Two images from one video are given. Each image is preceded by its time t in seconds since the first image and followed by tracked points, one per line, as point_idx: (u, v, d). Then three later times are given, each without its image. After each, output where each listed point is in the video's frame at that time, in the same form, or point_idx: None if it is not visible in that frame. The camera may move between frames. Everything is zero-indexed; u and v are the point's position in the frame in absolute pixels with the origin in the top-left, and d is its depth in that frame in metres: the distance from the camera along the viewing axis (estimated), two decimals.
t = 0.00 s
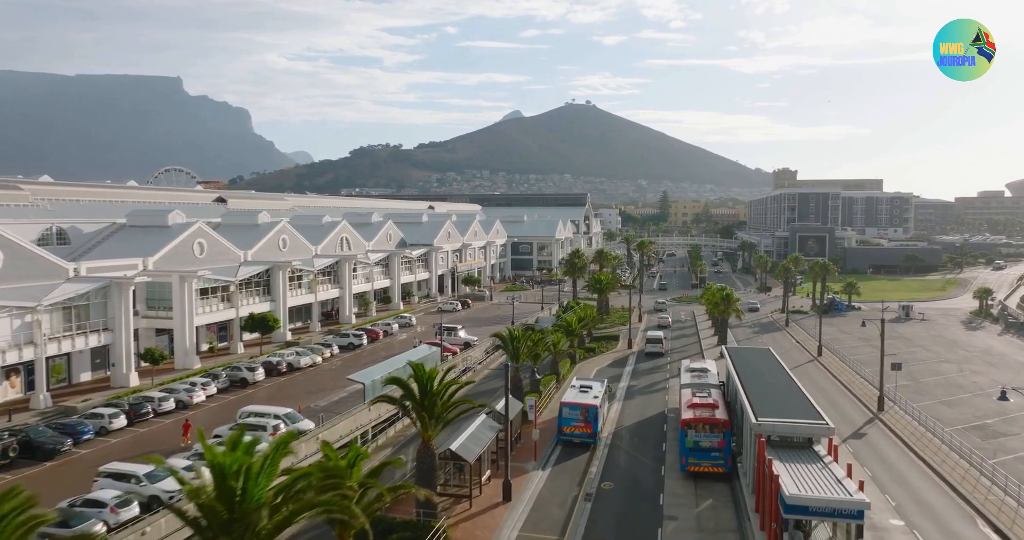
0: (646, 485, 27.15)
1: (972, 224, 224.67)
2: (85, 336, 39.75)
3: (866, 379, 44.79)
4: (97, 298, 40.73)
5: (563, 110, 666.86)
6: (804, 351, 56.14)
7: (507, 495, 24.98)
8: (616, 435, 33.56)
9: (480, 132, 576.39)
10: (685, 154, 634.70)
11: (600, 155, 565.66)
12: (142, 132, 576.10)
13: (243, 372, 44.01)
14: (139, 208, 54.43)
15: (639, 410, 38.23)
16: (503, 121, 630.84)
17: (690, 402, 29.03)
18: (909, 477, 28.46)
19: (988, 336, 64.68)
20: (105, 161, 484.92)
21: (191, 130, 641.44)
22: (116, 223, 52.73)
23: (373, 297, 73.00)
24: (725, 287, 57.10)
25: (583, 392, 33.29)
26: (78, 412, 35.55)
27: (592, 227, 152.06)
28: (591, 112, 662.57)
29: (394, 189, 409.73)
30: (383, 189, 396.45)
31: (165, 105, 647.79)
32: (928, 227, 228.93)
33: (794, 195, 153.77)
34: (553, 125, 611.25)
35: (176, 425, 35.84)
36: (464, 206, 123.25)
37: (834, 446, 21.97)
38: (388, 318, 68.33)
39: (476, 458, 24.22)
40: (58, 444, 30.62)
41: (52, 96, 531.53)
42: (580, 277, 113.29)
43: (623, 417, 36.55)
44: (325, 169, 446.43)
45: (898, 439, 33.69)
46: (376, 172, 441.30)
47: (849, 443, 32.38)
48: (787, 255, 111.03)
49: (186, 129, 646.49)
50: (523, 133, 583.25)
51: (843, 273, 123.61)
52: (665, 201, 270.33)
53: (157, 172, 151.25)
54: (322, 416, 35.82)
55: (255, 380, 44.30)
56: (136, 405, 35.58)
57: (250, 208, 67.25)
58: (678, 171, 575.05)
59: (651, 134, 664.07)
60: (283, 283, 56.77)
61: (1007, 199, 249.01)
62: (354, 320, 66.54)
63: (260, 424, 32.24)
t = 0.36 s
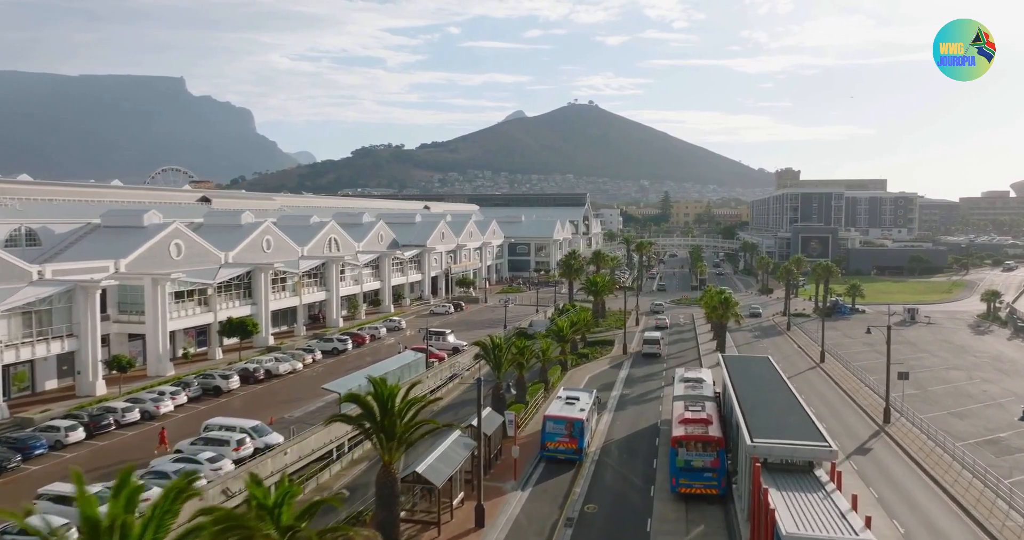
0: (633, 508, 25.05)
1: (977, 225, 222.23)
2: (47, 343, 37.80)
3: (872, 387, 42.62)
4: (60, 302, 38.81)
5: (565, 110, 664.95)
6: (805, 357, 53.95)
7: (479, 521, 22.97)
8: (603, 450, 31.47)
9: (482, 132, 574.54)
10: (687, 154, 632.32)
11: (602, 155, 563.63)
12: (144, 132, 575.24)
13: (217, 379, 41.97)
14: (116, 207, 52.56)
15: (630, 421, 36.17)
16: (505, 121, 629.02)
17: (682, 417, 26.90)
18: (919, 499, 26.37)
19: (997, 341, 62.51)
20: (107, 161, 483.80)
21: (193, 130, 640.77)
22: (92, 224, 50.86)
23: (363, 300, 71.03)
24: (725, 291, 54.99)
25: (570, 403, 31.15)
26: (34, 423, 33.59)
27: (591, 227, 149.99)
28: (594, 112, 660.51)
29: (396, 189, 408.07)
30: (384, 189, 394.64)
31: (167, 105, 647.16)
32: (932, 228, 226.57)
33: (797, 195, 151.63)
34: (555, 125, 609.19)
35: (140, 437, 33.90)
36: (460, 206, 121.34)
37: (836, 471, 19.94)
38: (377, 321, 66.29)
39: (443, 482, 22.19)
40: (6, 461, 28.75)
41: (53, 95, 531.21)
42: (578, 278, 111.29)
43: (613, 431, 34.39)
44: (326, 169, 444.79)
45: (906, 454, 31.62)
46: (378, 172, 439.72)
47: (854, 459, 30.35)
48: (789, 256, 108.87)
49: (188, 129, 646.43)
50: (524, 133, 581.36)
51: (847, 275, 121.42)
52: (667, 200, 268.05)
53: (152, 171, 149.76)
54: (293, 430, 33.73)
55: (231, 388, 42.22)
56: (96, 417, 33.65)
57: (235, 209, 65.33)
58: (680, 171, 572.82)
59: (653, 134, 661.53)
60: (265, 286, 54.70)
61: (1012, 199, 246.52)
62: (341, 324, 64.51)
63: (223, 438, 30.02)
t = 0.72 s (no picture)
0: (618, 533, 23.10)
1: (981, 225, 220.16)
2: (8, 350, 35.82)
3: (875, 396, 40.69)
4: (24, 307, 36.86)
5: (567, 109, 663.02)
6: (806, 362, 52.02)
7: None
8: (590, 466, 29.58)
9: (483, 132, 572.65)
10: (689, 154, 630.09)
11: (604, 154, 561.60)
12: (145, 131, 574.02)
13: (190, 387, 40.11)
14: (92, 207, 50.80)
15: (620, 433, 34.22)
16: (507, 121, 627.07)
17: (672, 433, 24.99)
18: (927, 522, 24.46)
19: (1005, 345, 60.54)
20: (108, 161, 482.52)
21: (194, 129, 639.74)
22: (66, 225, 49.17)
23: (352, 303, 69.22)
24: (723, 294, 53.06)
25: (555, 415, 29.21)
26: None
27: (590, 228, 148.04)
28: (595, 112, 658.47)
29: (398, 189, 406.42)
30: (385, 188, 392.81)
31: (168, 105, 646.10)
32: (935, 229, 224.49)
33: (799, 194, 149.60)
34: (556, 125, 607.39)
35: (101, 450, 32.14)
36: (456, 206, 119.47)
37: (838, 501, 18.13)
38: (365, 324, 64.43)
39: (409, 508, 20.32)
40: None
41: (54, 95, 530.10)
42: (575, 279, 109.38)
43: (600, 444, 32.50)
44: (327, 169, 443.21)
45: (912, 470, 29.70)
46: (380, 172, 438.18)
47: (857, 477, 28.43)
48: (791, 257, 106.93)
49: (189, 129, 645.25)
50: (526, 133, 579.46)
51: (849, 276, 119.46)
52: (667, 200, 266.00)
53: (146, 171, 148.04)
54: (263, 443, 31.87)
55: (204, 397, 40.33)
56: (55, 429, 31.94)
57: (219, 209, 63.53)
58: (682, 171, 570.65)
59: (654, 134, 659.37)
60: (247, 288, 52.84)
61: (1016, 199, 244.22)
62: (328, 328, 62.69)
63: (184, 453, 28.08)
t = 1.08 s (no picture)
0: None
1: (985, 225, 217.88)
2: None
3: (880, 406, 38.51)
4: None
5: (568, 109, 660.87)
6: (807, 369, 49.81)
7: None
8: (575, 485, 27.46)
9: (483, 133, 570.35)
10: (690, 154, 627.59)
11: (605, 154, 559.32)
12: (146, 131, 572.47)
13: (156, 397, 38.00)
14: (63, 207, 48.76)
15: (608, 448, 32.04)
16: (508, 121, 624.79)
17: (659, 454, 22.88)
18: None
19: (1014, 351, 58.29)
20: (108, 161, 480.92)
21: (195, 129, 638.43)
22: (35, 225, 47.16)
23: (339, 306, 67.14)
24: (721, 298, 50.85)
25: (537, 431, 26.98)
26: None
27: (589, 228, 145.83)
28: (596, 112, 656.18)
29: (400, 189, 404.50)
30: (387, 189, 390.51)
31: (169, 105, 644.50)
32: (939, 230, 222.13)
33: (801, 194, 147.33)
34: (557, 125, 605.15)
35: (53, 467, 30.07)
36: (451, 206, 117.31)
37: None
38: (351, 328, 62.28)
39: None
40: None
41: (55, 95, 528.61)
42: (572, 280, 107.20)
43: (586, 460, 30.35)
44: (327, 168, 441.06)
45: (921, 490, 27.55)
46: (381, 172, 436.41)
47: (861, 499, 26.30)
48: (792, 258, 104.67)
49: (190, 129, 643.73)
50: (527, 133, 577.20)
51: (852, 278, 117.20)
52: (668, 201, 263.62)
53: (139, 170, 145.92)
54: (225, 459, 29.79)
55: (171, 407, 38.22)
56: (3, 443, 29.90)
57: (201, 208, 61.51)
58: (683, 171, 568.24)
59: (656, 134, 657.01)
60: (225, 291, 50.77)
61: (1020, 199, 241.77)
62: (313, 332, 60.60)
63: (134, 472, 26.06)
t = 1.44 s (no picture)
0: None
1: (988, 226, 215.66)
2: None
3: (886, 418, 36.32)
4: None
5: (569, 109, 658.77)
6: (808, 376, 47.59)
7: None
8: (557, 509, 25.23)
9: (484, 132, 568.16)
10: (692, 153, 625.21)
11: (606, 154, 557.12)
12: (147, 131, 571.12)
13: (118, 408, 35.87)
14: (31, 206, 46.71)
15: (595, 465, 29.82)
16: (509, 120, 622.80)
17: (644, 479, 20.73)
18: None
19: None
20: (110, 161, 479.56)
21: (195, 129, 637.18)
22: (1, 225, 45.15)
23: (325, 309, 65.02)
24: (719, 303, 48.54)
25: (516, 449, 24.74)
26: None
27: (588, 228, 143.70)
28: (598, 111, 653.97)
29: (402, 189, 402.90)
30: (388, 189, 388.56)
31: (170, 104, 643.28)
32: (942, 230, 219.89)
33: (802, 194, 145.11)
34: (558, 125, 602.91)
35: None
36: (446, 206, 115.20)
37: None
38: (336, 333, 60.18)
39: None
40: None
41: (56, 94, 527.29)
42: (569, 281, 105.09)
43: (570, 480, 28.16)
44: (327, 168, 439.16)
45: (931, 515, 25.35)
46: (382, 172, 434.90)
47: (865, 525, 24.09)
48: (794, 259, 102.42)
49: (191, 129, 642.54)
50: (528, 133, 575.02)
51: (854, 279, 114.97)
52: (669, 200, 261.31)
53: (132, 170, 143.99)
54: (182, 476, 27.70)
55: (134, 418, 36.07)
56: None
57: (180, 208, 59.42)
58: (685, 171, 566.00)
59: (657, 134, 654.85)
60: (200, 294, 48.68)
61: None
62: (296, 336, 58.48)
63: (76, 494, 23.99)
